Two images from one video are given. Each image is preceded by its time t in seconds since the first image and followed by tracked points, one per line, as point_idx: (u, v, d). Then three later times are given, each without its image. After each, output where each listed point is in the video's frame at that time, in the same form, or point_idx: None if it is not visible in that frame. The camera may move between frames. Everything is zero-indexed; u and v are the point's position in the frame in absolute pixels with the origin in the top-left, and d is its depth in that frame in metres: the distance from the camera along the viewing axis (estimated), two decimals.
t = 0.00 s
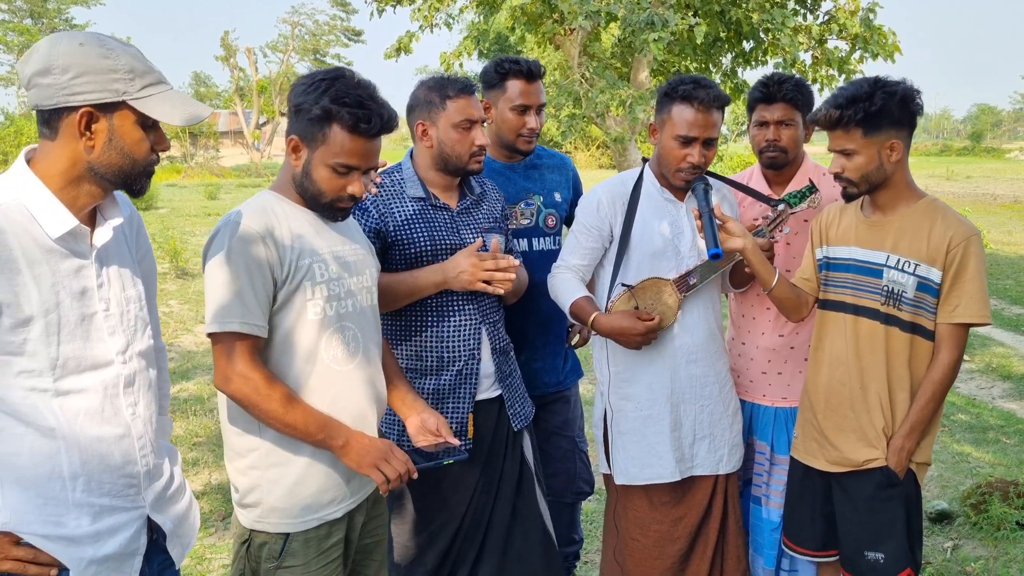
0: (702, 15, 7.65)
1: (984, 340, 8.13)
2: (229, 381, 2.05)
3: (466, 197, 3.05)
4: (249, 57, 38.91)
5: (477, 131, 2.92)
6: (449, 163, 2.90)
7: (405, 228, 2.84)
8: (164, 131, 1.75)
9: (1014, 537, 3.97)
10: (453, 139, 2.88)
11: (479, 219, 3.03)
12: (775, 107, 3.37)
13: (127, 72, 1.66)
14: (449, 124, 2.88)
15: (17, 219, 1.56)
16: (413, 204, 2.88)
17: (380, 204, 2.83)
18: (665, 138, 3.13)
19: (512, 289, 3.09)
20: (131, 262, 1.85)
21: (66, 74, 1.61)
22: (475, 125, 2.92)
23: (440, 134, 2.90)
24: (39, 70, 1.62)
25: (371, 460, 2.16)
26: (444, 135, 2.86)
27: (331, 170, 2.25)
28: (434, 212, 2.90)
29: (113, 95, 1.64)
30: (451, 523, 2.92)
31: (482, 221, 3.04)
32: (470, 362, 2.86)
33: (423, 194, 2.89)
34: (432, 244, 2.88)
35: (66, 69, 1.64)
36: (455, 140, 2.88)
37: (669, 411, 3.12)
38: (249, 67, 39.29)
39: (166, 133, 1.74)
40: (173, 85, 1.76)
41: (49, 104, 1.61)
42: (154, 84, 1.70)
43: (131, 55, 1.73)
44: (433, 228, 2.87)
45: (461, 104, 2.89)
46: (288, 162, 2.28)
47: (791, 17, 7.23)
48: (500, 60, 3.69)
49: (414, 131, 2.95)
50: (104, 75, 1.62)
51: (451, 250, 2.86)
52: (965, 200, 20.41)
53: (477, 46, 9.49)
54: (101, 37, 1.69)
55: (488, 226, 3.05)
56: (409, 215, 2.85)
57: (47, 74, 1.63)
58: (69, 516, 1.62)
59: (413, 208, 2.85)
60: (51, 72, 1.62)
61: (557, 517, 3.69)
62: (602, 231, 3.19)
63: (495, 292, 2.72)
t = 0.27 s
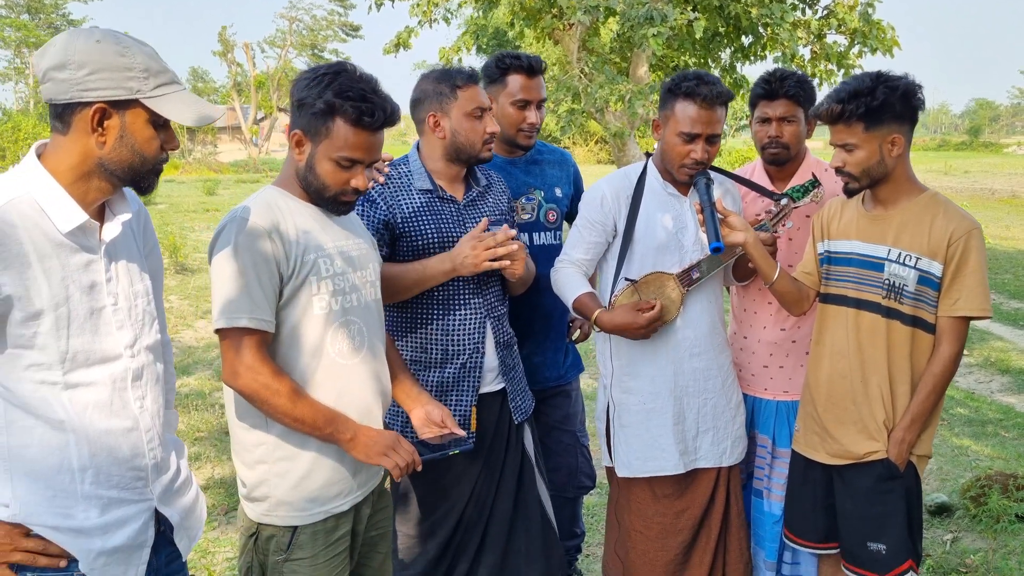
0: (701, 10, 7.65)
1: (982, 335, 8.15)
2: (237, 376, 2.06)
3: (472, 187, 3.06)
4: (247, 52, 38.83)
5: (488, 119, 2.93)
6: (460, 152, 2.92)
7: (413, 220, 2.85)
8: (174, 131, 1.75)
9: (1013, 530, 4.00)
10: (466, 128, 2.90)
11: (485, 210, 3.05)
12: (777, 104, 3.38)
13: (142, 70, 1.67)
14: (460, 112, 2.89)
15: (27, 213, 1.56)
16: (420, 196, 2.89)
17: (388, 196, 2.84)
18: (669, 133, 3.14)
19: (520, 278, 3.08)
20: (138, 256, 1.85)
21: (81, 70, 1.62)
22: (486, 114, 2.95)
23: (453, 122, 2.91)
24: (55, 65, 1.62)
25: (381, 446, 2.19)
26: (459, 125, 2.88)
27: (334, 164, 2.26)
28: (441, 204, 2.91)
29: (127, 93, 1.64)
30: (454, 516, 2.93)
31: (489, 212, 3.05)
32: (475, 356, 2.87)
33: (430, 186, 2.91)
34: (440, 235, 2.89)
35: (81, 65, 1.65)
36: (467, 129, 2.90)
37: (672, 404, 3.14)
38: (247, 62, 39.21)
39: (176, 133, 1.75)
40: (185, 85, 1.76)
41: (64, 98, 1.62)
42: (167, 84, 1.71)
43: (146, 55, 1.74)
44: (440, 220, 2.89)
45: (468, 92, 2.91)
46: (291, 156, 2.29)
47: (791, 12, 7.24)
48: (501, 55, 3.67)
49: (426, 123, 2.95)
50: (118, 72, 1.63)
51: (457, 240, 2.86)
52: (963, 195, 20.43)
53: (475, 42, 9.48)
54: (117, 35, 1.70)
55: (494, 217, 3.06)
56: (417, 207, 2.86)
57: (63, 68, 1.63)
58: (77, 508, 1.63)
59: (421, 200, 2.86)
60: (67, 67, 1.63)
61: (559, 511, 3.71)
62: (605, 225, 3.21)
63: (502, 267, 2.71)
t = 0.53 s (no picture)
0: (702, 9, 7.64)
1: (982, 333, 8.16)
2: (241, 377, 2.06)
3: (478, 191, 3.06)
4: (247, 51, 38.81)
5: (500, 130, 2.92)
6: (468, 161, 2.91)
7: (418, 223, 2.85)
8: (181, 134, 1.75)
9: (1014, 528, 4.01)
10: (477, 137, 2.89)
11: (491, 214, 3.05)
12: (781, 104, 3.39)
13: (151, 73, 1.67)
14: (474, 122, 2.88)
15: (34, 214, 1.57)
16: (427, 199, 2.89)
17: (395, 197, 2.84)
18: (673, 134, 3.15)
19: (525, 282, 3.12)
20: (144, 257, 1.86)
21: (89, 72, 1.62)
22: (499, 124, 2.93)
23: (466, 131, 2.89)
24: (64, 66, 1.63)
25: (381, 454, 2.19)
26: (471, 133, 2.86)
27: (336, 163, 2.26)
28: (447, 207, 2.92)
29: (135, 95, 1.65)
30: (458, 515, 2.94)
31: (494, 216, 3.05)
32: (480, 356, 2.88)
33: (436, 189, 2.91)
34: (444, 239, 2.89)
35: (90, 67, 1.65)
36: (479, 138, 2.89)
37: (675, 404, 3.16)
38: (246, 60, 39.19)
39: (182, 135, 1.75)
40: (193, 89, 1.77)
41: (72, 100, 1.62)
42: (174, 87, 1.71)
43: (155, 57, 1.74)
44: (446, 224, 2.89)
45: (485, 103, 2.89)
46: (294, 156, 2.30)
47: (791, 11, 7.24)
48: (508, 55, 3.69)
49: (439, 127, 2.92)
50: (127, 75, 1.64)
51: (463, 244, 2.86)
52: (963, 193, 20.44)
53: (476, 40, 9.47)
54: (126, 37, 1.70)
55: (498, 221, 3.07)
56: (423, 210, 2.86)
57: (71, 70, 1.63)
58: (85, 508, 1.63)
59: (427, 203, 2.87)
60: (75, 68, 1.63)
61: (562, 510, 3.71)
62: (608, 226, 3.22)
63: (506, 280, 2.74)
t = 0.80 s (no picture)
0: (702, 7, 7.62)
1: (983, 333, 8.15)
2: (249, 380, 2.05)
3: (483, 190, 3.05)
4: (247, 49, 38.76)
5: (506, 129, 2.91)
6: (477, 161, 2.90)
7: (424, 222, 2.83)
8: (183, 134, 1.74)
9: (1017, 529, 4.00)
10: (484, 140, 2.87)
11: (496, 213, 3.03)
12: (784, 104, 3.37)
13: (151, 73, 1.66)
14: (480, 123, 2.86)
15: (34, 214, 1.56)
16: (432, 198, 2.87)
17: (400, 197, 2.83)
18: (676, 136, 3.15)
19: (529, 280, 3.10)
20: (145, 257, 1.85)
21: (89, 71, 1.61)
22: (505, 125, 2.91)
23: (471, 133, 2.87)
24: (64, 66, 1.62)
25: (356, 511, 2.15)
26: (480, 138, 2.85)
27: (322, 150, 2.25)
28: (452, 206, 2.90)
29: (135, 95, 1.64)
30: (462, 514, 2.94)
31: (499, 215, 3.04)
32: (484, 358, 2.87)
33: (442, 188, 2.90)
34: (450, 238, 2.88)
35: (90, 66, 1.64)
36: (484, 139, 2.87)
37: (676, 405, 3.16)
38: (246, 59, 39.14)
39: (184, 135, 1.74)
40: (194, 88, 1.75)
41: (72, 99, 1.61)
42: (175, 87, 1.70)
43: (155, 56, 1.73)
44: (452, 223, 2.87)
45: (490, 104, 2.86)
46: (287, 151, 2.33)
47: (791, 9, 7.22)
48: (511, 54, 3.67)
49: (444, 131, 2.91)
50: (127, 75, 1.62)
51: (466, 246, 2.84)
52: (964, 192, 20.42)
53: (476, 38, 9.45)
54: (127, 36, 1.69)
55: (504, 220, 3.05)
56: (428, 209, 2.85)
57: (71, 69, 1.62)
58: (85, 510, 1.62)
59: (432, 202, 2.85)
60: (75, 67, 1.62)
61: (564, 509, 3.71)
62: (611, 225, 3.21)
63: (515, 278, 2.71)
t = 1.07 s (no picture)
0: (704, 4, 7.58)
1: (986, 332, 8.11)
2: (243, 380, 2.04)
3: (484, 188, 3.03)
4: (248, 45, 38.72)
5: (506, 127, 2.88)
6: (475, 156, 2.86)
7: (424, 223, 2.81)
8: (180, 129, 1.71)
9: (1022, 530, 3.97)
10: (482, 131, 2.84)
11: (497, 211, 3.01)
12: (788, 102, 3.33)
13: (146, 68, 1.63)
14: (480, 117, 2.83)
15: (29, 212, 1.53)
16: (432, 197, 2.85)
17: (400, 196, 2.80)
18: (681, 130, 3.12)
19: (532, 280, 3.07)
20: (142, 256, 1.82)
21: (82, 67, 1.58)
22: (504, 120, 2.88)
23: (471, 126, 2.84)
24: (57, 62, 1.59)
25: (300, 552, 2.09)
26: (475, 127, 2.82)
27: (317, 141, 2.23)
28: (453, 205, 2.87)
29: (131, 91, 1.61)
30: (464, 517, 2.93)
31: (500, 214, 3.01)
32: (487, 358, 2.84)
33: (442, 187, 2.87)
34: (451, 238, 2.85)
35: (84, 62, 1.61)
36: (484, 135, 2.84)
37: (679, 406, 3.15)
38: (248, 55, 39.10)
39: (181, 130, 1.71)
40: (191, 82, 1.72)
41: (66, 96, 1.58)
42: (171, 81, 1.66)
43: (150, 50, 1.70)
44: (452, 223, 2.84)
45: (490, 98, 2.83)
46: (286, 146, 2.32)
47: (794, 6, 7.18)
48: (513, 50, 3.64)
49: (443, 123, 2.88)
50: (121, 70, 1.59)
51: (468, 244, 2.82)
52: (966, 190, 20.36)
53: (478, 35, 9.41)
54: (121, 31, 1.66)
55: (505, 219, 3.03)
56: (428, 209, 2.82)
57: (65, 65, 1.59)
58: (80, 513, 1.60)
59: (432, 201, 2.82)
60: (69, 63, 1.59)
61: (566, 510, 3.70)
62: (614, 224, 3.18)
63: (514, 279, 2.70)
